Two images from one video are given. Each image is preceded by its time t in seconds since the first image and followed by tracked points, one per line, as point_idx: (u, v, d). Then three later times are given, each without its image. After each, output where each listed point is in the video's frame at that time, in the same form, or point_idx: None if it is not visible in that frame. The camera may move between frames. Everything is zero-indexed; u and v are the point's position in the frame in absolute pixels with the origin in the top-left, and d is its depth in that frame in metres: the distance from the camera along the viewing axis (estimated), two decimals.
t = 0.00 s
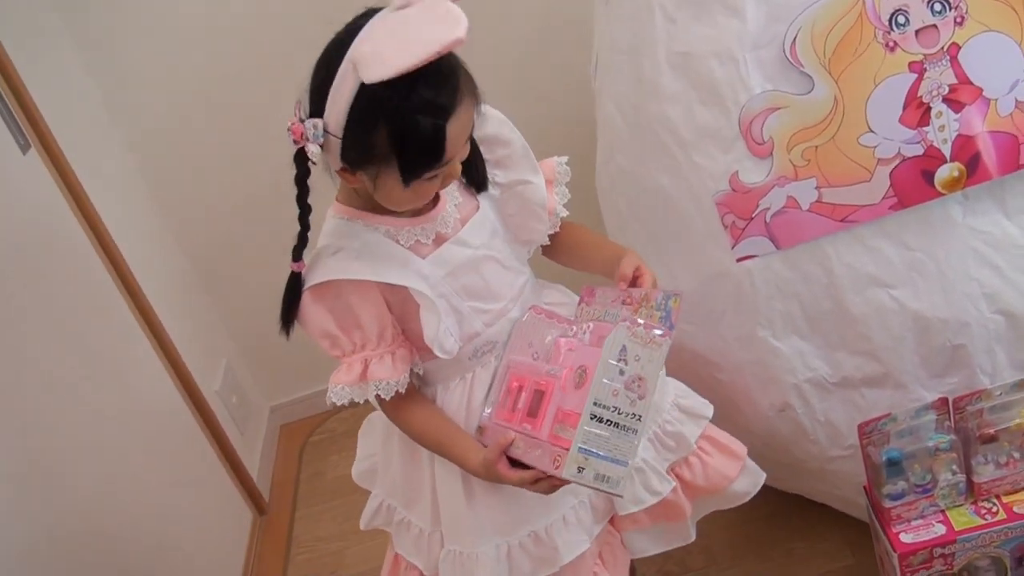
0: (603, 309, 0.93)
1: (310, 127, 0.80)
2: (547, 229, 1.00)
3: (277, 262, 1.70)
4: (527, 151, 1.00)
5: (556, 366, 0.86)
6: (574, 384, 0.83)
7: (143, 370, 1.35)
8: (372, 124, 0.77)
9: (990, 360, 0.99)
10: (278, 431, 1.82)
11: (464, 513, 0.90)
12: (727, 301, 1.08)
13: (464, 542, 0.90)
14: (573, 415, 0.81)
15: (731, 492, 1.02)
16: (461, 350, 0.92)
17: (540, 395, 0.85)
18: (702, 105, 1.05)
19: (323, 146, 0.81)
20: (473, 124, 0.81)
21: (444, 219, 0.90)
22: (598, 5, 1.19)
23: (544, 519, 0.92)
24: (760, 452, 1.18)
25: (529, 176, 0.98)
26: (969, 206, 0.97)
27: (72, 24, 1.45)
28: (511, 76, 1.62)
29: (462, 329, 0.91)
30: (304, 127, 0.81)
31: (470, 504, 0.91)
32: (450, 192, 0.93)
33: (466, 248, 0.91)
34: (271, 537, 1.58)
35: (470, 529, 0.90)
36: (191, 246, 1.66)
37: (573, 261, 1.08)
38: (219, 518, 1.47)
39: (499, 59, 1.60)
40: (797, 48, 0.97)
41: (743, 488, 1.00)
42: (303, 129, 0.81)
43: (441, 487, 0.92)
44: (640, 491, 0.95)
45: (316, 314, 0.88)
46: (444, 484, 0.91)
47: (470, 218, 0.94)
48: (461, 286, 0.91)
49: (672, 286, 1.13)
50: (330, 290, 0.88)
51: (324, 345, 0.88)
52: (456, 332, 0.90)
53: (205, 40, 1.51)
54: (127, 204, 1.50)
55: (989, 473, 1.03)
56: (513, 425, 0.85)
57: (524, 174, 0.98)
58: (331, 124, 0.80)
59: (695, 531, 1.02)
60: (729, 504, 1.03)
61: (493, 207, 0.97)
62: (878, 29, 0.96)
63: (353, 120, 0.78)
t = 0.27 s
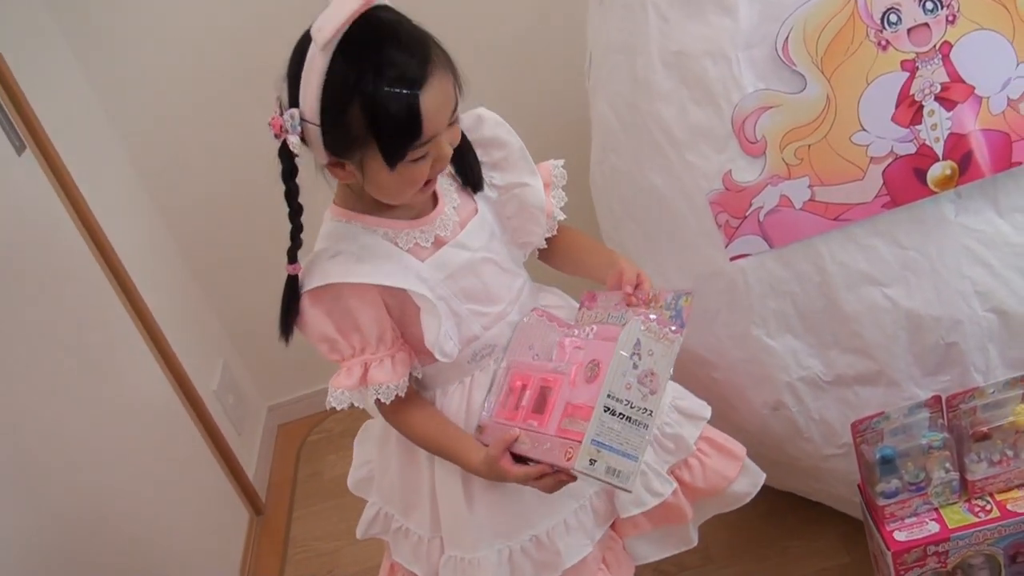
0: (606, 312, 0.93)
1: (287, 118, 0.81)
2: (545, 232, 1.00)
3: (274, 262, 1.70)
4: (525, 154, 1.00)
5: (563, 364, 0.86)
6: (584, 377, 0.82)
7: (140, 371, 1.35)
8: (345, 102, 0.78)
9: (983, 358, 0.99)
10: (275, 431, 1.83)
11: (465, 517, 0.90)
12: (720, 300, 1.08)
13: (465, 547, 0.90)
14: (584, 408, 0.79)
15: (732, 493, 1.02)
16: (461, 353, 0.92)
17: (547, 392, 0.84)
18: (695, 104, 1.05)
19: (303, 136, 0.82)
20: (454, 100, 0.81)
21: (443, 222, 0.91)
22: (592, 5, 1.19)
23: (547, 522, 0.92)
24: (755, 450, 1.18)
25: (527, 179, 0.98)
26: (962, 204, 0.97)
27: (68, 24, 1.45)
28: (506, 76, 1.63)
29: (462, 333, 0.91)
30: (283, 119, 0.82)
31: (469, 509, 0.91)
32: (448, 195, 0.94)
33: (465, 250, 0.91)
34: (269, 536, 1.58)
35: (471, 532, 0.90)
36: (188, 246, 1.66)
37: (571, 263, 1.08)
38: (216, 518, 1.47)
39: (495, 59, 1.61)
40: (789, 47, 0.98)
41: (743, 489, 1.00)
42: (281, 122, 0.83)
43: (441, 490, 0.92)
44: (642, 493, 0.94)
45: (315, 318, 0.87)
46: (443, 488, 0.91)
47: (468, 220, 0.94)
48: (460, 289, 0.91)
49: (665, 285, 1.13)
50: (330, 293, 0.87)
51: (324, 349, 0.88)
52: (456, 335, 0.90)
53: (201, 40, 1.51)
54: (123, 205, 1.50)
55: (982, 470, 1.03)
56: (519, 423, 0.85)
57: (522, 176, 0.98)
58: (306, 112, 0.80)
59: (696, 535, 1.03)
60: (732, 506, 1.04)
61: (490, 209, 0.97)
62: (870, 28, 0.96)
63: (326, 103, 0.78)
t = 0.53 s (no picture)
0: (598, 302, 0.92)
1: (274, 104, 0.81)
2: (548, 229, 0.99)
3: (271, 258, 1.69)
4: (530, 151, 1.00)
5: (560, 360, 0.85)
6: (584, 374, 0.82)
7: (136, 368, 1.35)
8: (328, 84, 0.77)
9: (981, 359, 0.99)
10: (272, 428, 1.82)
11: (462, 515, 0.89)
12: (718, 299, 1.07)
13: (462, 545, 0.89)
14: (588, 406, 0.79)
15: (730, 496, 1.01)
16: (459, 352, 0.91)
17: (547, 392, 0.84)
18: (694, 103, 1.04)
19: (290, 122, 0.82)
20: (441, 82, 0.80)
21: (445, 218, 0.90)
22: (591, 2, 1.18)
23: (545, 522, 0.91)
24: (752, 450, 1.18)
25: (530, 175, 0.98)
26: (961, 204, 0.97)
27: (65, 19, 1.45)
28: (505, 73, 1.62)
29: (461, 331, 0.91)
30: (270, 106, 0.81)
31: (468, 508, 0.90)
32: (450, 192, 0.93)
33: (466, 247, 0.91)
34: (264, 533, 1.57)
35: (468, 532, 0.89)
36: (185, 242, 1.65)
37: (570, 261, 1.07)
38: (212, 515, 1.47)
39: (493, 56, 1.60)
40: (788, 45, 0.97)
41: (742, 493, 0.99)
42: (269, 109, 0.82)
43: (438, 488, 0.91)
44: (639, 494, 0.94)
45: (316, 313, 0.86)
46: (441, 486, 0.91)
47: (470, 216, 0.93)
48: (460, 287, 0.90)
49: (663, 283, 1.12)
50: (329, 288, 0.86)
51: (324, 344, 0.87)
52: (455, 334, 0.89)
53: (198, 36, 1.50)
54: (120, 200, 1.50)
55: (979, 472, 1.02)
56: (524, 425, 0.84)
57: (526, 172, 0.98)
58: (291, 98, 0.80)
59: (693, 536, 1.02)
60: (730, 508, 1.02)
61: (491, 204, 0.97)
62: (870, 26, 0.95)
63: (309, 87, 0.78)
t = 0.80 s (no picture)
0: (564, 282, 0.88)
1: (254, 83, 0.81)
2: (537, 220, 0.98)
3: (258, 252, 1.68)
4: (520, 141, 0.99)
5: (542, 361, 0.82)
6: (567, 378, 0.79)
7: (121, 360, 1.34)
8: (307, 63, 0.77)
9: (968, 354, 0.99)
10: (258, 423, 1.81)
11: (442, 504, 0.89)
12: (704, 293, 1.07)
13: (442, 534, 0.89)
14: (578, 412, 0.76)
15: (716, 494, 1.00)
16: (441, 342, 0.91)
17: (533, 393, 0.82)
18: (682, 96, 1.04)
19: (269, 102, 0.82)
20: (422, 66, 0.80)
21: (430, 206, 0.89)
22: None
23: (526, 514, 0.90)
24: (738, 446, 1.17)
25: (520, 164, 0.97)
26: (948, 199, 0.97)
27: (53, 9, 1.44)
28: (494, 67, 1.62)
29: (444, 322, 0.90)
30: (249, 85, 0.82)
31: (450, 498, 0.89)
32: (437, 180, 0.92)
33: (451, 236, 0.90)
34: (249, 527, 1.57)
35: (447, 521, 0.88)
36: (171, 235, 1.64)
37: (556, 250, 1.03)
38: (197, 509, 1.46)
39: (482, 50, 1.60)
40: (777, 38, 0.97)
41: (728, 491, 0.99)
42: (249, 88, 0.83)
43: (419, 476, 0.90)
44: (619, 489, 0.94)
45: (302, 299, 0.85)
46: (422, 475, 0.90)
47: (457, 206, 0.93)
48: (445, 276, 0.89)
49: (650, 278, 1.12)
50: (314, 275, 0.85)
51: (308, 330, 0.86)
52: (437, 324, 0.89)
53: (187, 27, 1.50)
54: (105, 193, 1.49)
55: (965, 467, 1.02)
56: (516, 425, 0.83)
57: (515, 162, 0.97)
58: (270, 77, 0.80)
59: (677, 532, 1.01)
60: (714, 505, 1.02)
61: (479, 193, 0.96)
62: (858, 19, 0.94)
63: (288, 66, 0.78)
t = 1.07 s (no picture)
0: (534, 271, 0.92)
1: (230, 67, 0.81)
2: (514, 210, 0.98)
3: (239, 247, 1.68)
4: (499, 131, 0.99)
5: (507, 348, 0.84)
6: (530, 363, 0.80)
7: (100, 355, 1.33)
8: (284, 50, 0.76)
9: (944, 345, 0.99)
10: (240, 419, 1.80)
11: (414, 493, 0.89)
12: (682, 287, 1.06)
13: (413, 524, 0.89)
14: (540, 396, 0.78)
15: (691, 487, 1.00)
16: (414, 332, 0.91)
17: (499, 380, 0.83)
18: (659, 88, 1.04)
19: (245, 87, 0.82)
20: (399, 56, 0.79)
21: (405, 196, 0.89)
22: None
23: (498, 505, 0.90)
24: (717, 438, 1.18)
25: (498, 155, 0.97)
26: (924, 190, 0.97)
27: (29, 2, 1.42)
28: (474, 61, 1.62)
29: (419, 313, 0.90)
30: (225, 68, 0.82)
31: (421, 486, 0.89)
32: (414, 168, 0.92)
33: (427, 227, 0.90)
34: (231, 523, 1.56)
35: (419, 510, 0.89)
36: (151, 230, 1.63)
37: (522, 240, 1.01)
38: (178, 505, 1.45)
39: (462, 44, 1.59)
40: (753, 30, 0.96)
41: (703, 484, 0.98)
42: (225, 72, 0.82)
43: (392, 465, 0.91)
44: (592, 481, 0.94)
45: (273, 287, 0.85)
46: (395, 462, 0.90)
47: (434, 195, 0.92)
48: (420, 266, 0.89)
49: (628, 272, 1.12)
50: (288, 262, 0.85)
51: (281, 318, 0.86)
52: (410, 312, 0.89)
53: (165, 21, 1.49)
54: (84, 188, 1.48)
55: (941, 458, 1.01)
56: (483, 413, 0.84)
57: (494, 153, 0.97)
58: (247, 62, 0.79)
59: (651, 525, 1.01)
60: (688, 498, 1.02)
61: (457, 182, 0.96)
62: (835, 11, 0.94)
63: (265, 52, 0.77)
